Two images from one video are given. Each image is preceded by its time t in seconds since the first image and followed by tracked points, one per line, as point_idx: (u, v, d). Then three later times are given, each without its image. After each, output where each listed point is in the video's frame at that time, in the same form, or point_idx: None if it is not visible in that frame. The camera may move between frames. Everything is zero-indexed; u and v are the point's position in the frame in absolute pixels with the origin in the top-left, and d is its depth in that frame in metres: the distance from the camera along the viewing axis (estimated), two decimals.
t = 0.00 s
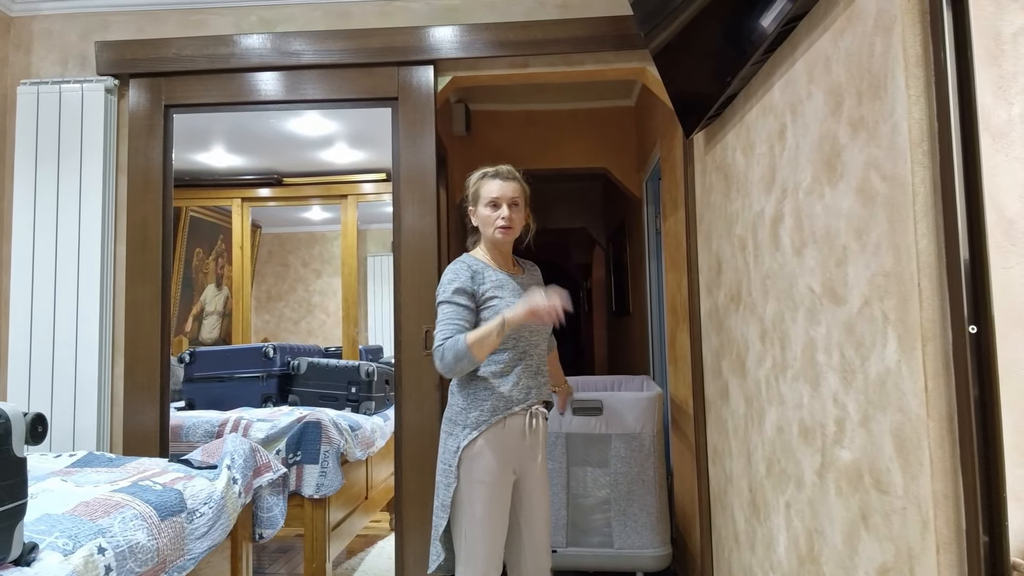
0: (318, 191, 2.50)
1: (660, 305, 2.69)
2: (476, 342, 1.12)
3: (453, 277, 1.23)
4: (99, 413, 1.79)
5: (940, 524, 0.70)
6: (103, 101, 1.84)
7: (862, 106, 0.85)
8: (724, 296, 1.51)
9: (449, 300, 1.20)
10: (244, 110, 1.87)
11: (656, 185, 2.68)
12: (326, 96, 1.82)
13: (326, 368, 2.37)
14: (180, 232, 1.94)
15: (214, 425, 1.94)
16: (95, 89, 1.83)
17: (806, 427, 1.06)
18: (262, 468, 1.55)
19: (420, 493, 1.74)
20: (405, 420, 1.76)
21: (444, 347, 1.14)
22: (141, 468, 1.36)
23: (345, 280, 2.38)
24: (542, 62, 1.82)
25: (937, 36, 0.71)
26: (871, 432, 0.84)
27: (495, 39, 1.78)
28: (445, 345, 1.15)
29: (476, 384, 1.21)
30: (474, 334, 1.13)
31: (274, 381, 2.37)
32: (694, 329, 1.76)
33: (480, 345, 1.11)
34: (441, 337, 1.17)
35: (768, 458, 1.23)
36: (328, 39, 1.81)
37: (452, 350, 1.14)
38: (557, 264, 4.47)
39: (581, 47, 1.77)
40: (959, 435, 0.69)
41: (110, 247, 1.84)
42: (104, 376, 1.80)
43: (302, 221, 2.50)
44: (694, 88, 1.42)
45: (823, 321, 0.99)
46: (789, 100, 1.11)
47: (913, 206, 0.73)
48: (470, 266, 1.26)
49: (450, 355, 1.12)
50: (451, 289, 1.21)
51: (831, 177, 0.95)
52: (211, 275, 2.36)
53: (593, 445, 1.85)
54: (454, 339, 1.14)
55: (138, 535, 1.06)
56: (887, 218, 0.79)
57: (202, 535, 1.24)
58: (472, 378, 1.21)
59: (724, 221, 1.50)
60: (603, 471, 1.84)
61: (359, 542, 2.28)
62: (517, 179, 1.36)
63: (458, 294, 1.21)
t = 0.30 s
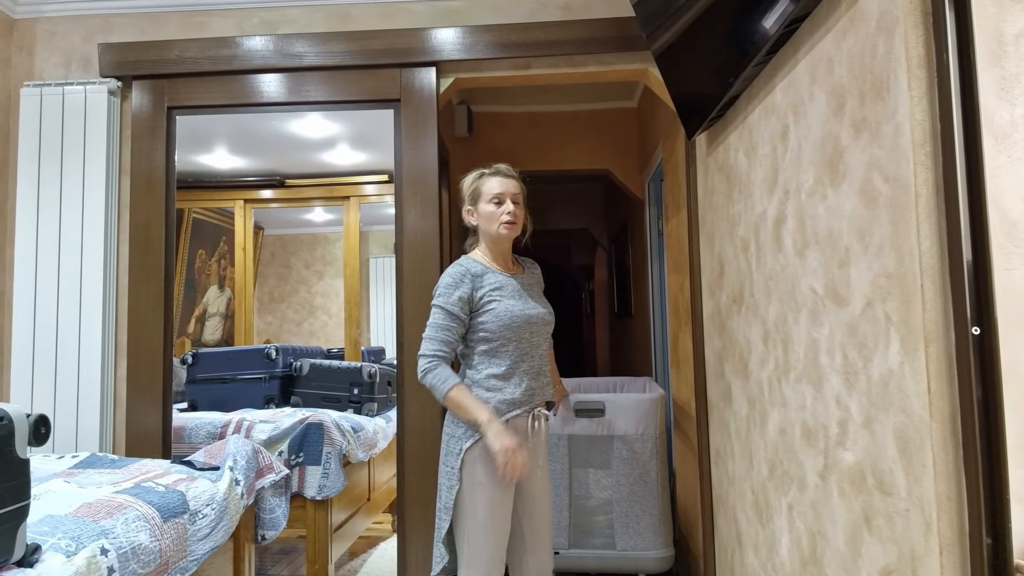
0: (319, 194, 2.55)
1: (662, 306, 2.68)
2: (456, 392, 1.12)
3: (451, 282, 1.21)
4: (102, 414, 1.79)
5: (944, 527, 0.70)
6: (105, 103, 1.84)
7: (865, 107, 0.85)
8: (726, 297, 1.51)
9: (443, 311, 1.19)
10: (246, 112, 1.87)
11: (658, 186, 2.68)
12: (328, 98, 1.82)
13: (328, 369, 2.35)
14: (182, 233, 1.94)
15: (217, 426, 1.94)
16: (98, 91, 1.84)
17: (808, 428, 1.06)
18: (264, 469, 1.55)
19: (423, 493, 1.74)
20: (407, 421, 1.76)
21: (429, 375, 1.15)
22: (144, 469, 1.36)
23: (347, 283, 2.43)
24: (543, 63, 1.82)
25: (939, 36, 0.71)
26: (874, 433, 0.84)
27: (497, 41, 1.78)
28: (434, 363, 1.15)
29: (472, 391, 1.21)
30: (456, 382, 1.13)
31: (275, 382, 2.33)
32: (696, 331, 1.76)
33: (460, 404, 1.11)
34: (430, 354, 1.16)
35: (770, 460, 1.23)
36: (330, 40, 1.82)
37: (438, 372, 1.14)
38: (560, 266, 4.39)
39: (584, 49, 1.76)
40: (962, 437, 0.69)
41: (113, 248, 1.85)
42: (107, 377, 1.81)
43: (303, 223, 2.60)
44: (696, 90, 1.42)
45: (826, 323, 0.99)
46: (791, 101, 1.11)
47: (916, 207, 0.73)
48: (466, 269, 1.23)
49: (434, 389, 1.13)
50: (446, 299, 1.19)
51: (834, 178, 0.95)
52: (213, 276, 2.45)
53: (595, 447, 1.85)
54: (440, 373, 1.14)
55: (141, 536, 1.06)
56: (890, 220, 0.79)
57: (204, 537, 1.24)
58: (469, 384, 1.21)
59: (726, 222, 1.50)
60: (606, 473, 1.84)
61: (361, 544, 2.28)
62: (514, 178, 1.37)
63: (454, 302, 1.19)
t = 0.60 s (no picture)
0: (324, 196, 2.56)
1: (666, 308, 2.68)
2: (460, 413, 1.14)
3: (453, 288, 1.19)
4: (105, 417, 1.80)
5: (948, 530, 0.70)
6: (109, 106, 1.85)
7: (868, 109, 0.85)
8: (729, 300, 1.51)
9: (446, 319, 1.17)
10: (249, 115, 1.87)
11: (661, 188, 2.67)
12: (331, 100, 1.83)
13: (331, 372, 2.30)
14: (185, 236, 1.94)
15: (220, 428, 1.94)
16: (102, 94, 1.84)
17: (812, 431, 1.05)
18: (267, 472, 1.55)
19: (426, 495, 1.74)
20: (410, 423, 1.76)
21: (434, 391, 1.15)
22: (147, 472, 1.37)
23: (352, 286, 2.49)
24: (546, 65, 1.82)
25: (942, 39, 0.71)
26: (877, 436, 0.84)
27: (500, 43, 1.78)
28: (438, 377, 1.15)
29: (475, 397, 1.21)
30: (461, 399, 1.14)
31: (279, 385, 2.27)
32: (699, 334, 1.76)
33: (458, 427, 1.13)
34: (434, 366, 1.16)
35: (773, 463, 1.23)
36: (334, 43, 1.82)
37: (443, 387, 1.14)
38: (563, 267, 4.57)
39: (586, 51, 1.77)
40: (966, 439, 0.69)
41: (117, 251, 1.85)
42: (111, 379, 1.81)
43: (307, 225, 2.67)
44: (698, 93, 1.42)
45: (829, 325, 0.99)
46: (794, 103, 1.11)
47: (920, 209, 0.72)
48: (468, 273, 1.22)
49: (438, 405, 1.14)
50: (449, 307, 1.17)
51: (837, 180, 0.95)
52: (216, 279, 2.58)
53: (598, 449, 1.84)
54: (446, 387, 1.14)
55: (145, 538, 1.06)
56: (893, 222, 0.79)
57: (208, 539, 1.24)
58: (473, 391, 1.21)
59: (728, 225, 1.51)
60: (609, 475, 1.84)
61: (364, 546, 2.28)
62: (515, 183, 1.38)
63: (457, 310, 1.17)
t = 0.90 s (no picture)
0: (327, 197, 2.56)
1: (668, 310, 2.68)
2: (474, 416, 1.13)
3: (474, 288, 1.17)
4: (108, 418, 1.80)
5: (951, 532, 0.70)
6: (112, 107, 1.85)
7: (872, 110, 0.85)
8: (732, 301, 1.51)
9: (467, 320, 1.15)
10: (252, 116, 1.88)
11: (664, 188, 2.67)
12: (334, 102, 1.83)
13: (335, 374, 2.32)
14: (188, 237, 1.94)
15: (223, 429, 1.94)
16: (106, 96, 1.85)
17: (815, 432, 1.05)
18: (270, 473, 1.56)
19: (429, 496, 1.74)
20: (413, 424, 1.76)
21: (453, 392, 1.12)
22: (151, 472, 1.37)
23: (354, 286, 2.48)
24: (549, 67, 1.82)
25: (946, 39, 0.71)
26: (881, 437, 0.84)
27: (503, 44, 1.78)
28: (458, 379, 1.13)
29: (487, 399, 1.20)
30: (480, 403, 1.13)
31: (282, 386, 2.28)
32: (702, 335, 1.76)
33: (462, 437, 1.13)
34: (453, 367, 1.13)
35: (777, 464, 1.23)
36: (337, 45, 1.82)
37: (463, 389, 1.12)
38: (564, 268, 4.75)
39: (589, 52, 1.77)
40: (970, 442, 0.69)
41: (120, 253, 1.86)
42: (114, 382, 1.81)
43: (310, 226, 2.71)
44: (701, 94, 1.42)
45: (832, 327, 0.98)
46: (797, 105, 1.11)
47: (923, 210, 0.73)
48: (487, 274, 1.21)
49: (458, 408, 1.12)
50: (471, 308, 1.15)
51: (840, 181, 0.95)
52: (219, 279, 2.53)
53: (601, 451, 1.84)
54: (466, 391, 1.12)
55: (147, 539, 1.06)
56: (896, 224, 0.79)
57: (210, 540, 1.24)
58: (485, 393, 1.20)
59: (731, 226, 1.50)
60: (612, 477, 1.83)
61: (366, 547, 2.29)
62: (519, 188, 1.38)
63: (478, 311, 1.16)
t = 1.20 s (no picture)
0: (328, 199, 2.59)
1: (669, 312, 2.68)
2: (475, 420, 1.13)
3: (495, 284, 1.16)
4: (109, 420, 1.80)
5: (953, 533, 0.70)
6: (114, 109, 1.85)
7: (873, 111, 0.85)
8: (733, 302, 1.51)
9: (490, 316, 1.14)
10: (254, 118, 1.88)
11: (665, 190, 2.68)
12: (335, 103, 1.83)
13: (335, 374, 2.34)
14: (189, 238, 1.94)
15: (224, 430, 1.94)
16: (107, 97, 1.85)
17: (816, 432, 1.05)
18: (271, 474, 1.55)
19: (431, 497, 1.74)
20: (414, 426, 1.76)
21: (478, 387, 1.10)
22: (152, 474, 1.37)
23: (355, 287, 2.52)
24: (550, 68, 1.82)
25: (947, 40, 0.71)
26: (882, 438, 0.84)
27: (504, 46, 1.78)
28: (483, 371, 1.11)
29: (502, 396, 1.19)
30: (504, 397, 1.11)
31: (283, 388, 2.28)
32: (703, 336, 1.76)
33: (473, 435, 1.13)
34: (477, 362, 1.11)
35: (778, 465, 1.23)
36: (338, 46, 1.83)
37: (488, 382, 1.11)
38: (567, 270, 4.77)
39: (592, 53, 1.77)
40: (972, 443, 0.68)
41: (121, 254, 1.86)
42: (115, 384, 1.81)
43: (311, 228, 2.71)
44: (702, 95, 1.42)
45: (833, 327, 0.98)
46: (798, 105, 1.11)
47: (925, 212, 0.73)
48: (506, 271, 1.20)
49: (485, 402, 1.10)
50: (494, 302, 1.15)
51: (841, 182, 0.95)
52: (219, 281, 2.56)
53: (602, 452, 1.84)
54: (492, 385, 1.10)
55: (148, 540, 1.06)
56: (897, 225, 0.79)
57: (211, 541, 1.24)
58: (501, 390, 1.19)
59: (733, 227, 1.50)
60: (614, 479, 1.83)
61: (367, 548, 2.29)
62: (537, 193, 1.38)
63: (500, 308, 1.15)
